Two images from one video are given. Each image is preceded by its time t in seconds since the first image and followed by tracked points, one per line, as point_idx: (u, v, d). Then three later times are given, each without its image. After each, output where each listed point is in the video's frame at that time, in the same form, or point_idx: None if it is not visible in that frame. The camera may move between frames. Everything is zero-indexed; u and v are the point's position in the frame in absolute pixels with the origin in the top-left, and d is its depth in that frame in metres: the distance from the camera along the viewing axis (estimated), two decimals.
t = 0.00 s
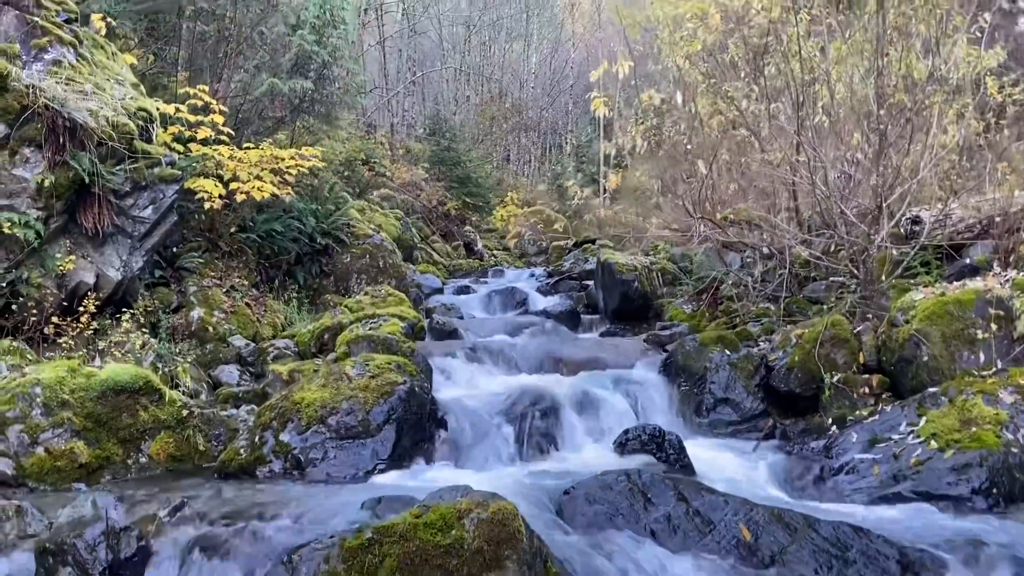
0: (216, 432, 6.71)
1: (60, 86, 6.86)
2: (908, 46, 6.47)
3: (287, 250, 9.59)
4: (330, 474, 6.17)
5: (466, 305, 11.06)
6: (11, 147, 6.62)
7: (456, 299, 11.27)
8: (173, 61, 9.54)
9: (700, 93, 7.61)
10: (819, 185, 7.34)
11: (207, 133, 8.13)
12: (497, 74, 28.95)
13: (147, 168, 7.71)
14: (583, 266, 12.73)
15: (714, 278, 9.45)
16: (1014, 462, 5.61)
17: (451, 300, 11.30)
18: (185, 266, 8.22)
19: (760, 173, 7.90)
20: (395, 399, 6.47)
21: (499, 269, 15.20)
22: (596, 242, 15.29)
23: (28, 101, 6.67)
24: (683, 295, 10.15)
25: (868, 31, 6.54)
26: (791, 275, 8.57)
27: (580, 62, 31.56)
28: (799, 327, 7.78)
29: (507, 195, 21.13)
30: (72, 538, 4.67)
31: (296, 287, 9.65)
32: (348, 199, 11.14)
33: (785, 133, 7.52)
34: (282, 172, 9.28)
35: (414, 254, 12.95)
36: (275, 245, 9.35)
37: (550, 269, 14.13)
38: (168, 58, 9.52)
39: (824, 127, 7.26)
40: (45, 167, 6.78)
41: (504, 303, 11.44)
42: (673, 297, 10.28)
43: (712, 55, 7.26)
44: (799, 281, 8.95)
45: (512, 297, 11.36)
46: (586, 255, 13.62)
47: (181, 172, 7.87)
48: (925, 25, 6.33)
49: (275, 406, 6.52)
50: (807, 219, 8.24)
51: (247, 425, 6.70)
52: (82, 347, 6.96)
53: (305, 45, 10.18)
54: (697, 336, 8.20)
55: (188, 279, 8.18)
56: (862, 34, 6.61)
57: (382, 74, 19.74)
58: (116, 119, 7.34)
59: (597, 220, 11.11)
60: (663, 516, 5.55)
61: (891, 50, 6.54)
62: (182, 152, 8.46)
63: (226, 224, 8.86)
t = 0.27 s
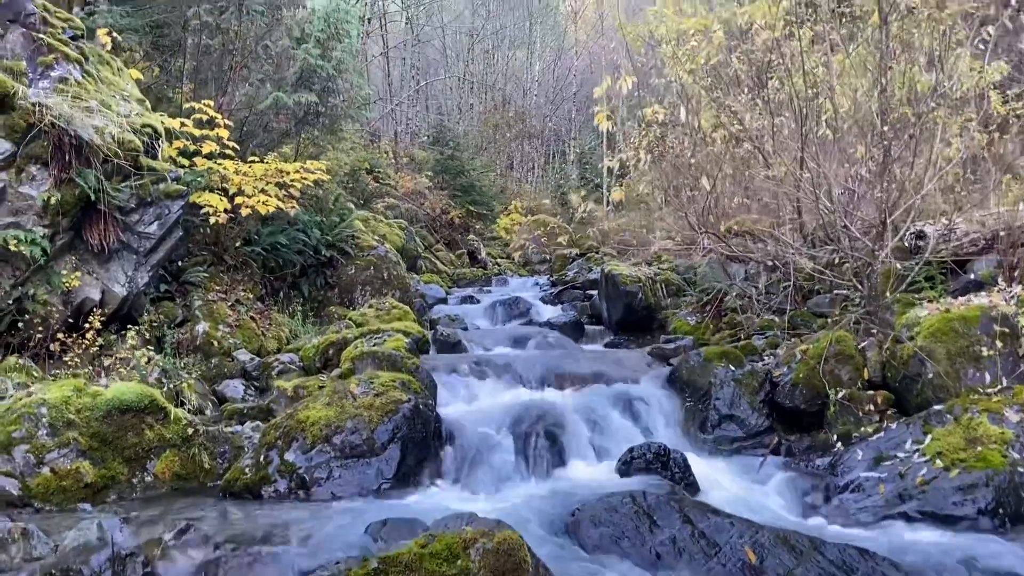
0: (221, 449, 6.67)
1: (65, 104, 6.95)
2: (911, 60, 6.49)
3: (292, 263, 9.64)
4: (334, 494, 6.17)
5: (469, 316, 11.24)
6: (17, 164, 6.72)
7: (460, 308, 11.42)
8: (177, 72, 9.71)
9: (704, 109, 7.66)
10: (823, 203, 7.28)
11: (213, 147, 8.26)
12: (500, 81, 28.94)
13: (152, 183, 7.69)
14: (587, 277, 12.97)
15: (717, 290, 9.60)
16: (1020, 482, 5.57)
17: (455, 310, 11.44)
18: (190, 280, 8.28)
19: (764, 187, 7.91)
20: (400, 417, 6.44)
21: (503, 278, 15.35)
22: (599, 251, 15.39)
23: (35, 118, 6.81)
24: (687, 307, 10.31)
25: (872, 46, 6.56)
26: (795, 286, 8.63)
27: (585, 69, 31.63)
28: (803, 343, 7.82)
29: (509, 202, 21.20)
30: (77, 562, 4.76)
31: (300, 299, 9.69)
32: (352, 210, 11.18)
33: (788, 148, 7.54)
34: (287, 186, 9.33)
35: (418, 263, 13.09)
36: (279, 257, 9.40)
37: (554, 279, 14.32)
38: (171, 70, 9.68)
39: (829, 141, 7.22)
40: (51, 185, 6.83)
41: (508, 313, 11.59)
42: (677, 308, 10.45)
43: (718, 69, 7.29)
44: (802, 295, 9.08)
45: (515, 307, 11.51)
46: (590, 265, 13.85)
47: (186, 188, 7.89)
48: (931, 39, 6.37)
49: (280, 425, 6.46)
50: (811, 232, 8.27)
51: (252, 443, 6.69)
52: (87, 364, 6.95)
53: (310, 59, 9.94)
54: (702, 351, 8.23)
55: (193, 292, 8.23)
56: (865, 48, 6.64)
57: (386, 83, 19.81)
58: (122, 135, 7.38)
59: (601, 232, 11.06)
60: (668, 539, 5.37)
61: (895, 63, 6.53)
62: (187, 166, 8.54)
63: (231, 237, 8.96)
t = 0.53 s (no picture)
0: (226, 469, 6.64)
1: (72, 125, 6.99)
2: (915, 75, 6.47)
3: (296, 277, 9.71)
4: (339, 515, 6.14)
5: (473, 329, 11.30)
6: (24, 184, 6.77)
7: (462, 321, 11.48)
8: (182, 87, 9.73)
9: (709, 125, 7.64)
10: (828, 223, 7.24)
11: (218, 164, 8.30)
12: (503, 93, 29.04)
13: (158, 201, 7.67)
14: (591, 288, 13.07)
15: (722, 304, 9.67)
16: None
17: (458, 323, 11.50)
18: (195, 296, 8.30)
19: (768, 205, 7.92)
20: (405, 438, 6.44)
21: (507, 288, 15.43)
22: (603, 262, 15.47)
23: (41, 138, 6.83)
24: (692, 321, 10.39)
25: (877, 62, 6.52)
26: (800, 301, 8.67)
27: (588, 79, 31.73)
28: (809, 360, 7.81)
29: (512, 213, 21.26)
30: None
31: (305, 313, 9.73)
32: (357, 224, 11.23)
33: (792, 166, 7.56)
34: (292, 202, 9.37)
35: (422, 275, 13.15)
36: (284, 272, 9.45)
37: (558, 290, 14.42)
38: (177, 84, 9.69)
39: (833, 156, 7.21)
40: (57, 205, 6.88)
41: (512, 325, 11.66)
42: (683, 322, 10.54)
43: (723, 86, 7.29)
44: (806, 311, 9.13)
45: (519, 320, 11.57)
46: (595, 276, 13.95)
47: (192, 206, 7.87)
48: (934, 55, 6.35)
49: (285, 446, 6.45)
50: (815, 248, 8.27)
51: (258, 463, 6.66)
52: (92, 383, 6.91)
53: (315, 75, 9.95)
54: (707, 367, 8.12)
55: (197, 309, 8.25)
56: (870, 64, 6.62)
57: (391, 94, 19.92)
58: (128, 154, 7.38)
59: (605, 246, 11.10)
60: (676, 564, 5.27)
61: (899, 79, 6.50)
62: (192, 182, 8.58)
63: (236, 253, 8.95)
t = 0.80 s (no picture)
0: (231, 491, 6.60)
1: (80, 145, 6.98)
2: (919, 95, 6.41)
3: (302, 295, 9.75)
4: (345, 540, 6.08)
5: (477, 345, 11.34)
6: (31, 206, 6.72)
7: (466, 337, 11.53)
8: (189, 105, 9.77)
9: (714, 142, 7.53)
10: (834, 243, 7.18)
11: (224, 181, 8.31)
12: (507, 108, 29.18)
13: (164, 222, 7.75)
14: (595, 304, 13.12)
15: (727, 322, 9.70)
16: None
17: (462, 339, 11.54)
18: (200, 314, 8.33)
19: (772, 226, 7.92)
20: (411, 462, 6.42)
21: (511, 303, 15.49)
22: (608, 277, 15.50)
23: (48, 159, 6.82)
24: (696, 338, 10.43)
25: (881, 81, 6.47)
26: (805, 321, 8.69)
27: (592, 92, 31.85)
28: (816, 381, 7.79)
29: (516, 229, 21.34)
30: None
31: (311, 330, 9.77)
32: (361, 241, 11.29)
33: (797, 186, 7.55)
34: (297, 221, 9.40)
35: (426, 291, 13.20)
36: (289, 289, 9.50)
37: (562, 305, 14.47)
38: (184, 102, 9.73)
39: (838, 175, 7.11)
40: (64, 226, 6.86)
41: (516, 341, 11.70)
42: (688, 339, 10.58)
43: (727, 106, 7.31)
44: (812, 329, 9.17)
45: (523, 336, 11.60)
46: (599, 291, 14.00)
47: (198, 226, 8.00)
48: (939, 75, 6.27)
49: (291, 470, 6.44)
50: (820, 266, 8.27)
51: (263, 485, 6.60)
52: (97, 404, 6.90)
53: (320, 93, 9.89)
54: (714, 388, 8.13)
55: (203, 327, 8.27)
56: (874, 83, 6.56)
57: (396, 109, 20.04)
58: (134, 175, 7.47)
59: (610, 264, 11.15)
60: None
61: (903, 98, 6.45)
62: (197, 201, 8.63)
63: (241, 271, 9.04)
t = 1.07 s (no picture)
0: (236, 514, 6.60)
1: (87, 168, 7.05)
2: (922, 115, 6.39)
3: (307, 314, 9.79)
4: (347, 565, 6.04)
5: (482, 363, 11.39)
6: (39, 228, 6.76)
7: (471, 355, 11.57)
8: (196, 124, 9.85)
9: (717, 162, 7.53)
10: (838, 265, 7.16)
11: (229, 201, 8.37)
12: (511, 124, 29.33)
13: (170, 243, 7.85)
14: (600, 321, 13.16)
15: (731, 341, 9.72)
16: None
17: (466, 357, 11.59)
18: (206, 334, 8.36)
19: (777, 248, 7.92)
20: (415, 484, 6.42)
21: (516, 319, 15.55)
22: (613, 294, 15.54)
23: (56, 182, 6.87)
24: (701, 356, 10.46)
25: (885, 102, 6.48)
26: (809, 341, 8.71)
27: (596, 108, 31.96)
28: (821, 402, 7.77)
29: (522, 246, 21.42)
30: None
31: (316, 349, 9.80)
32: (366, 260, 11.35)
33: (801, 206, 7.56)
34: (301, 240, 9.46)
35: (431, 308, 13.25)
36: (294, 308, 9.55)
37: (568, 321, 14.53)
38: (191, 121, 9.82)
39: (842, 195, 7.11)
40: (70, 248, 6.91)
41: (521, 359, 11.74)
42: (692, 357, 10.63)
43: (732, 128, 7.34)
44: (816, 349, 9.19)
45: (527, 354, 11.65)
46: (605, 308, 14.04)
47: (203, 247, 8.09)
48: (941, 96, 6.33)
49: (295, 492, 6.41)
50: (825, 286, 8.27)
51: (267, 508, 6.59)
52: (103, 425, 6.90)
53: (326, 113, 10.05)
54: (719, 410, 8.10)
55: (208, 347, 8.31)
56: (877, 104, 6.56)
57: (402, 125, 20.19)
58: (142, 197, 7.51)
59: (615, 283, 11.19)
60: None
61: (907, 119, 6.41)
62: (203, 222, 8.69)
63: (247, 290, 9.07)
